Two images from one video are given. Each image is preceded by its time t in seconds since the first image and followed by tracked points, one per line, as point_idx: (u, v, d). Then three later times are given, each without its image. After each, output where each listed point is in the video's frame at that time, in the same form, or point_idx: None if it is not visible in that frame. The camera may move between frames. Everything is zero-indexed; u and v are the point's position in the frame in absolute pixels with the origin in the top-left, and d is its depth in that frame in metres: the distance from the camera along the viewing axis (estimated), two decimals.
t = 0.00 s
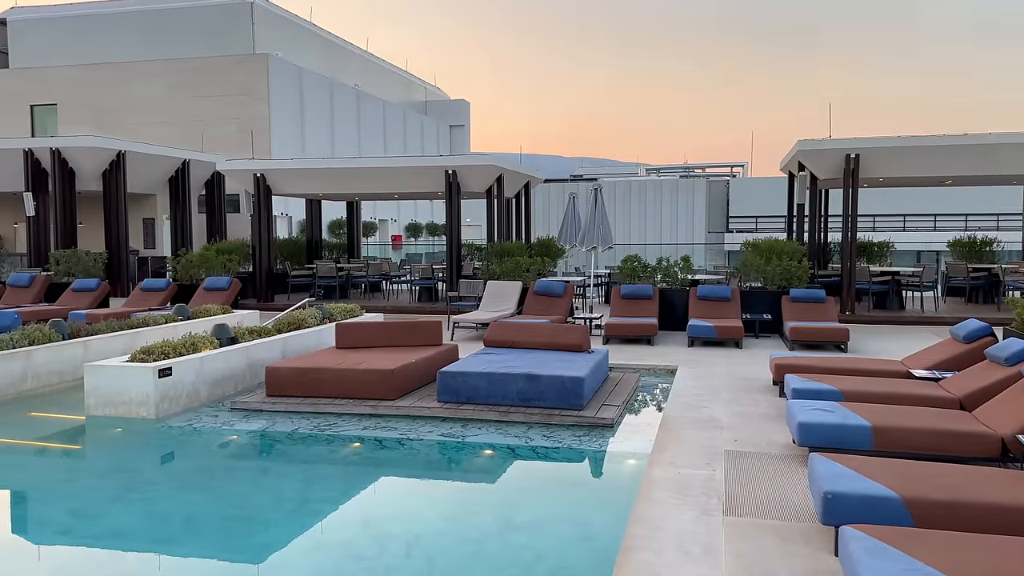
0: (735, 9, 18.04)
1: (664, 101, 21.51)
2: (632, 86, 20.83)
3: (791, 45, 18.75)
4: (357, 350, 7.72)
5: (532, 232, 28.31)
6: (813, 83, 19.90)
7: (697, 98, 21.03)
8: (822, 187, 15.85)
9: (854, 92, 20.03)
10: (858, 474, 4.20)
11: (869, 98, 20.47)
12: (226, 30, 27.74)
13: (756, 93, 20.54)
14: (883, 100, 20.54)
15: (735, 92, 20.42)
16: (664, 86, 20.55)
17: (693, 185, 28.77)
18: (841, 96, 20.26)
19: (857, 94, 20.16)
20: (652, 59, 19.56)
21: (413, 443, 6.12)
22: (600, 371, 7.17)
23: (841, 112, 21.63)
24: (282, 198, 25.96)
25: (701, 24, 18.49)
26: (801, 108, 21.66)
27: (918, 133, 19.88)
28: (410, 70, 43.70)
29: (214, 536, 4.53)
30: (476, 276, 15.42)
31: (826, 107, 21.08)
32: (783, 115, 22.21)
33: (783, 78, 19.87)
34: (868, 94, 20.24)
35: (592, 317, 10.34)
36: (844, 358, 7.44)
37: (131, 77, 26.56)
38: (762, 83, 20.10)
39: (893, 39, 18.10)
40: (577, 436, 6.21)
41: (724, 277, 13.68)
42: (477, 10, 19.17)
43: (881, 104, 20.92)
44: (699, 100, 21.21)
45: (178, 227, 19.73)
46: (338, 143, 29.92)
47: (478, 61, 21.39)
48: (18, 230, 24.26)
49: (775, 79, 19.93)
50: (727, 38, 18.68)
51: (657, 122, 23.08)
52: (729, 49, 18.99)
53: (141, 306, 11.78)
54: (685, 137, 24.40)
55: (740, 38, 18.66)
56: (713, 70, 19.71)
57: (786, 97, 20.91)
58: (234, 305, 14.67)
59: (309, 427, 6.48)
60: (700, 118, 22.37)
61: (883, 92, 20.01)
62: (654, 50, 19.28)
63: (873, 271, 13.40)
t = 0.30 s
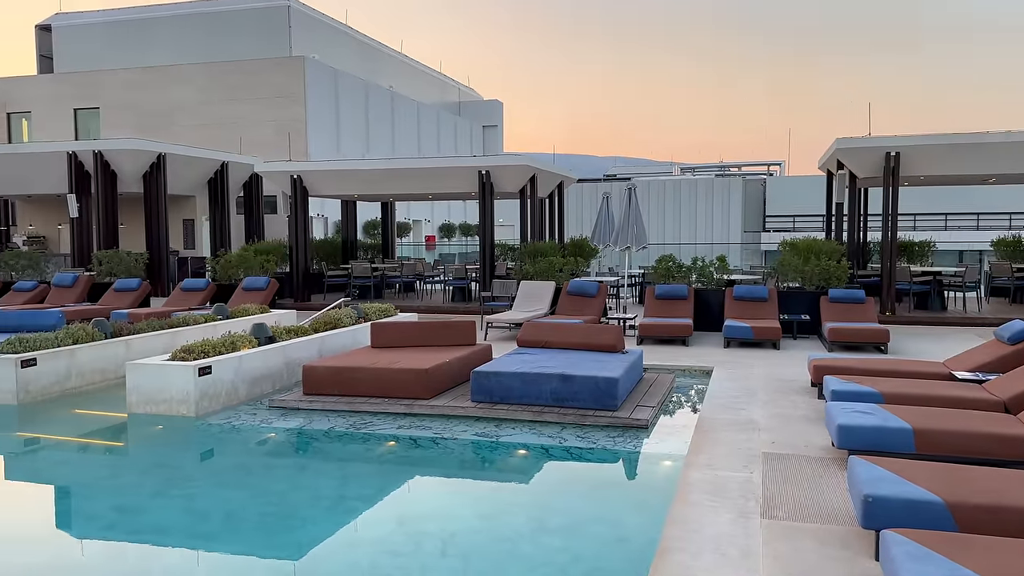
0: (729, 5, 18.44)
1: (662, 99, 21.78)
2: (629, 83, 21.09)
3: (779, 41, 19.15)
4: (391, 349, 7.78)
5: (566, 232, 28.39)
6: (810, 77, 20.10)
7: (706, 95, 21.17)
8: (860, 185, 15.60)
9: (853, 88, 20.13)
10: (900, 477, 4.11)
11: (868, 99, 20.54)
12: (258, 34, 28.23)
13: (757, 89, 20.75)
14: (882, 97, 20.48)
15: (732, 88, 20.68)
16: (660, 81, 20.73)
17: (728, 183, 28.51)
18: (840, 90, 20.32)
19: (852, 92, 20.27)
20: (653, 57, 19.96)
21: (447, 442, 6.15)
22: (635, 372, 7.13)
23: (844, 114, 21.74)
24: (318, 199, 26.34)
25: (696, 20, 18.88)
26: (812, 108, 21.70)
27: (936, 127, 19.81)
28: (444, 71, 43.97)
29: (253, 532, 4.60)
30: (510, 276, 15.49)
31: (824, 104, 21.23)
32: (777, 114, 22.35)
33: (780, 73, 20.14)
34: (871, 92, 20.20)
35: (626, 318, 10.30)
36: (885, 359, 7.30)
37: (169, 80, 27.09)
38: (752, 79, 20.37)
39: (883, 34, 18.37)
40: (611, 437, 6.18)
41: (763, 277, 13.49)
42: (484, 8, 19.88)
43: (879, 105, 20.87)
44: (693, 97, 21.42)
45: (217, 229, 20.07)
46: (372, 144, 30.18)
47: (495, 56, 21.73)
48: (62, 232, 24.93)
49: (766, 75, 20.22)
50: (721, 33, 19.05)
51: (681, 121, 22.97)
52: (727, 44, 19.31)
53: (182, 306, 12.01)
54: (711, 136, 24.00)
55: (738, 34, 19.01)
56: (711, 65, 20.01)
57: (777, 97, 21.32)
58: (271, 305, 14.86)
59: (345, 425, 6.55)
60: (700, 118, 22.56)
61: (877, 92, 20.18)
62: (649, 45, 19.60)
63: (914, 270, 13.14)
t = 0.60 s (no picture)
0: (726, 6, 18.48)
1: (658, 97, 22.07)
2: (630, 82, 21.30)
3: (770, 41, 19.16)
4: (426, 349, 7.83)
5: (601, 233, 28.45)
6: (807, 77, 20.13)
7: (713, 91, 21.18)
8: (901, 183, 15.22)
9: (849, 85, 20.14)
10: (942, 480, 4.02)
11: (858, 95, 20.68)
12: (290, 38, 28.62)
13: (755, 90, 20.87)
14: (867, 94, 20.60)
15: (731, 85, 20.65)
16: (659, 80, 20.85)
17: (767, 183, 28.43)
18: (834, 87, 20.32)
19: (839, 89, 20.41)
20: (654, 58, 20.15)
21: (482, 442, 6.17)
22: (670, 373, 7.08)
23: (845, 112, 21.82)
24: (354, 200, 26.59)
25: (689, 23, 19.00)
26: (818, 107, 21.70)
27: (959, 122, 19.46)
28: (479, 71, 44.06)
29: (289, 529, 4.66)
30: (540, 277, 15.49)
31: (823, 102, 21.30)
32: (769, 112, 22.51)
33: (780, 74, 20.13)
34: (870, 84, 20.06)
35: (660, 318, 10.23)
36: (928, 361, 7.13)
37: (203, 84, 27.62)
38: (744, 79, 20.34)
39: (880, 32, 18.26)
40: (646, 438, 6.15)
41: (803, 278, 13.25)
42: (484, 9, 20.36)
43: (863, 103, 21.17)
44: (690, 95, 21.63)
45: (256, 230, 20.37)
46: (407, 145, 30.42)
47: (508, 53, 21.96)
48: (104, 233, 25.54)
49: (757, 77, 20.19)
50: (718, 35, 19.14)
51: (687, 118, 23.28)
52: (727, 43, 19.33)
53: (221, 305, 12.21)
54: (695, 136, 24.84)
55: (737, 33, 19.01)
56: (709, 65, 20.13)
57: (776, 97, 21.48)
58: (308, 305, 15.02)
59: (380, 424, 6.61)
60: (694, 114, 22.89)
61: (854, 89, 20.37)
62: (647, 45, 19.73)
63: (957, 271, 12.83)
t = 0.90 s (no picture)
0: (729, 4, 18.68)
1: (663, 93, 22.32)
2: (634, 81, 21.89)
3: (763, 37, 19.30)
4: (460, 349, 7.85)
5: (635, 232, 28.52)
6: (801, 76, 20.30)
7: (715, 85, 21.36)
8: (943, 182, 14.87)
9: (844, 84, 20.05)
10: (987, 485, 3.92)
11: (854, 94, 20.42)
12: (319, 43, 29.03)
13: (757, 89, 21.24)
14: (862, 95, 20.35)
15: (734, 85, 21.12)
16: (663, 74, 21.22)
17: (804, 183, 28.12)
18: (823, 82, 20.29)
19: (835, 89, 20.47)
20: (659, 56, 20.47)
21: (516, 442, 6.17)
22: (706, 375, 7.01)
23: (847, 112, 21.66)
24: (388, 202, 26.80)
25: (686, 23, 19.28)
26: (820, 106, 21.66)
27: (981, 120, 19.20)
28: (513, 72, 44.14)
29: (326, 527, 4.71)
30: (574, 277, 15.47)
31: (824, 101, 21.39)
32: (768, 109, 22.61)
33: (776, 70, 20.27)
34: (866, 83, 19.80)
35: (696, 319, 10.15)
36: (973, 364, 6.95)
37: (235, 88, 28.17)
38: (746, 78, 20.78)
39: (882, 32, 18.27)
40: (681, 440, 6.10)
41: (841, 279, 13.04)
42: (502, 8, 20.85)
43: (857, 102, 20.85)
44: (691, 93, 21.91)
45: (292, 231, 20.64)
46: (441, 146, 30.54)
47: (527, 50, 22.54)
48: (145, 234, 25.97)
49: (761, 75, 20.56)
50: (724, 33, 19.39)
51: (695, 119, 23.63)
52: (725, 42, 19.62)
53: (260, 305, 12.39)
54: (697, 136, 25.32)
55: (737, 32, 19.26)
56: (713, 64, 20.43)
57: (774, 96, 21.57)
58: (344, 305, 15.15)
59: (415, 424, 6.64)
60: (697, 114, 23.23)
61: (849, 89, 20.22)
62: (651, 43, 20.07)
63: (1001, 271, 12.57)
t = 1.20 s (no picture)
0: (732, 7, 18.77)
1: (672, 96, 22.51)
2: (643, 85, 22.15)
3: (763, 36, 19.37)
4: (493, 349, 7.87)
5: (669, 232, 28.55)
6: (797, 76, 20.35)
7: (720, 87, 21.33)
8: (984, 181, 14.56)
9: (829, 80, 20.17)
10: None
11: (844, 89, 20.40)
12: (344, 47, 29.42)
13: (764, 90, 21.22)
14: (852, 90, 20.29)
15: (740, 87, 21.12)
16: (671, 76, 21.38)
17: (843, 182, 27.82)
18: (817, 80, 20.26)
19: (828, 87, 20.45)
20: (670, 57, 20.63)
21: (548, 443, 6.16)
22: (741, 376, 6.94)
23: (837, 110, 21.67)
24: (421, 203, 27.01)
25: (683, 25, 19.48)
26: (816, 106, 21.70)
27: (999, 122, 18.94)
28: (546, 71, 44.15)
29: (360, 525, 4.74)
30: (606, 278, 15.48)
31: (824, 104, 21.48)
32: (773, 109, 22.64)
33: (773, 69, 20.26)
34: (856, 78, 19.73)
35: (731, 320, 10.07)
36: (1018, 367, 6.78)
37: (264, 91, 28.60)
38: (751, 81, 20.80)
39: (880, 31, 18.30)
40: (716, 442, 6.04)
41: (878, 281, 12.85)
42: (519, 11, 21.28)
43: (847, 98, 20.77)
44: (696, 94, 21.96)
45: (326, 232, 20.86)
46: (473, 148, 30.58)
47: (548, 51, 22.90)
48: (185, 235, 26.51)
49: (765, 76, 20.55)
50: (730, 36, 19.47)
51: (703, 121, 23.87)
52: (729, 45, 19.73)
53: (297, 305, 12.56)
54: (715, 138, 25.60)
55: (739, 35, 19.39)
56: (719, 66, 20.49)
57: (774, 97, 21.70)
58: (378, 305, 15.27)
59: (448, 423, 6.67)
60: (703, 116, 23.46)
61: (830, 85, 20.34)
62: (653, 45, 20.28)
63: None
